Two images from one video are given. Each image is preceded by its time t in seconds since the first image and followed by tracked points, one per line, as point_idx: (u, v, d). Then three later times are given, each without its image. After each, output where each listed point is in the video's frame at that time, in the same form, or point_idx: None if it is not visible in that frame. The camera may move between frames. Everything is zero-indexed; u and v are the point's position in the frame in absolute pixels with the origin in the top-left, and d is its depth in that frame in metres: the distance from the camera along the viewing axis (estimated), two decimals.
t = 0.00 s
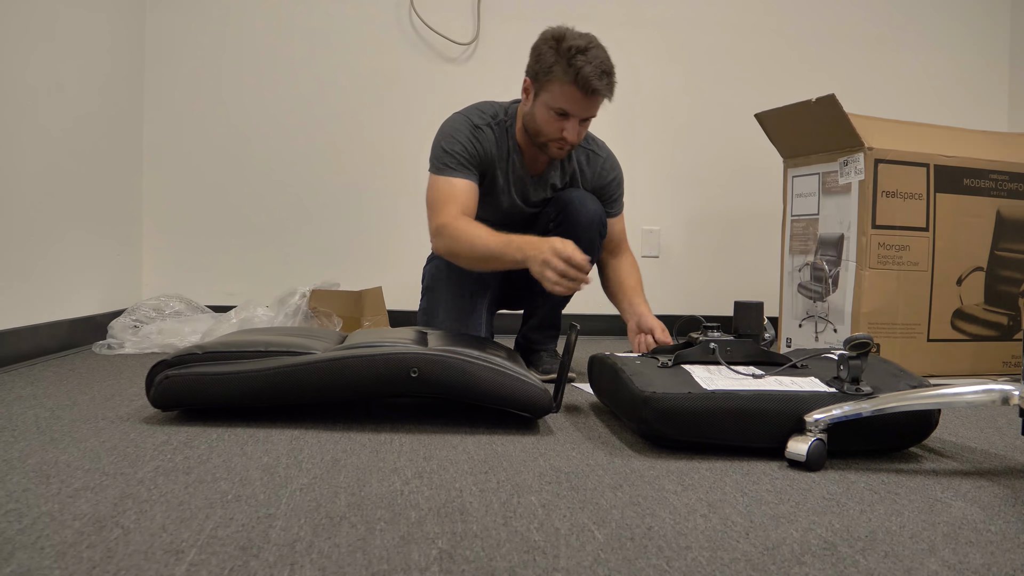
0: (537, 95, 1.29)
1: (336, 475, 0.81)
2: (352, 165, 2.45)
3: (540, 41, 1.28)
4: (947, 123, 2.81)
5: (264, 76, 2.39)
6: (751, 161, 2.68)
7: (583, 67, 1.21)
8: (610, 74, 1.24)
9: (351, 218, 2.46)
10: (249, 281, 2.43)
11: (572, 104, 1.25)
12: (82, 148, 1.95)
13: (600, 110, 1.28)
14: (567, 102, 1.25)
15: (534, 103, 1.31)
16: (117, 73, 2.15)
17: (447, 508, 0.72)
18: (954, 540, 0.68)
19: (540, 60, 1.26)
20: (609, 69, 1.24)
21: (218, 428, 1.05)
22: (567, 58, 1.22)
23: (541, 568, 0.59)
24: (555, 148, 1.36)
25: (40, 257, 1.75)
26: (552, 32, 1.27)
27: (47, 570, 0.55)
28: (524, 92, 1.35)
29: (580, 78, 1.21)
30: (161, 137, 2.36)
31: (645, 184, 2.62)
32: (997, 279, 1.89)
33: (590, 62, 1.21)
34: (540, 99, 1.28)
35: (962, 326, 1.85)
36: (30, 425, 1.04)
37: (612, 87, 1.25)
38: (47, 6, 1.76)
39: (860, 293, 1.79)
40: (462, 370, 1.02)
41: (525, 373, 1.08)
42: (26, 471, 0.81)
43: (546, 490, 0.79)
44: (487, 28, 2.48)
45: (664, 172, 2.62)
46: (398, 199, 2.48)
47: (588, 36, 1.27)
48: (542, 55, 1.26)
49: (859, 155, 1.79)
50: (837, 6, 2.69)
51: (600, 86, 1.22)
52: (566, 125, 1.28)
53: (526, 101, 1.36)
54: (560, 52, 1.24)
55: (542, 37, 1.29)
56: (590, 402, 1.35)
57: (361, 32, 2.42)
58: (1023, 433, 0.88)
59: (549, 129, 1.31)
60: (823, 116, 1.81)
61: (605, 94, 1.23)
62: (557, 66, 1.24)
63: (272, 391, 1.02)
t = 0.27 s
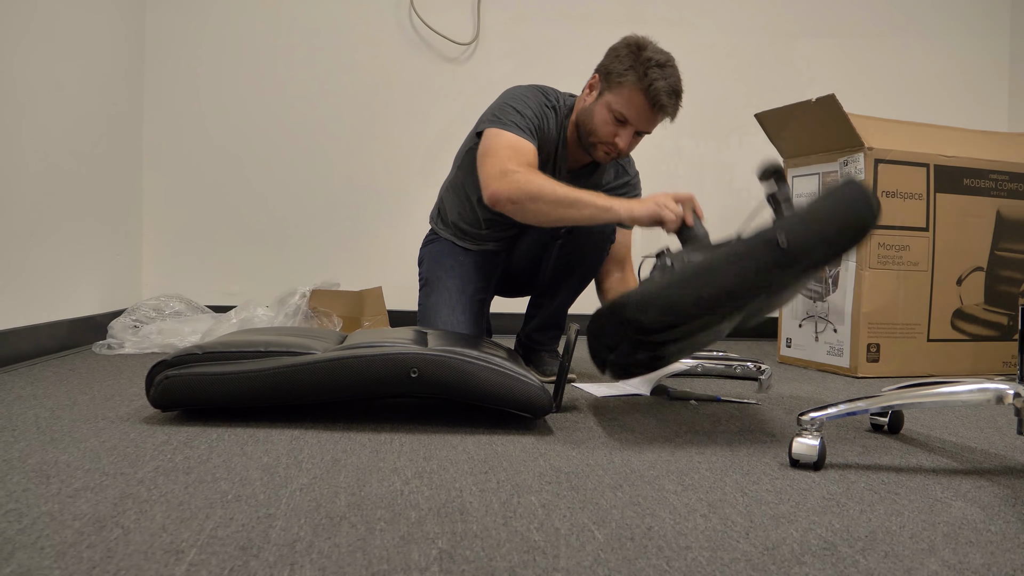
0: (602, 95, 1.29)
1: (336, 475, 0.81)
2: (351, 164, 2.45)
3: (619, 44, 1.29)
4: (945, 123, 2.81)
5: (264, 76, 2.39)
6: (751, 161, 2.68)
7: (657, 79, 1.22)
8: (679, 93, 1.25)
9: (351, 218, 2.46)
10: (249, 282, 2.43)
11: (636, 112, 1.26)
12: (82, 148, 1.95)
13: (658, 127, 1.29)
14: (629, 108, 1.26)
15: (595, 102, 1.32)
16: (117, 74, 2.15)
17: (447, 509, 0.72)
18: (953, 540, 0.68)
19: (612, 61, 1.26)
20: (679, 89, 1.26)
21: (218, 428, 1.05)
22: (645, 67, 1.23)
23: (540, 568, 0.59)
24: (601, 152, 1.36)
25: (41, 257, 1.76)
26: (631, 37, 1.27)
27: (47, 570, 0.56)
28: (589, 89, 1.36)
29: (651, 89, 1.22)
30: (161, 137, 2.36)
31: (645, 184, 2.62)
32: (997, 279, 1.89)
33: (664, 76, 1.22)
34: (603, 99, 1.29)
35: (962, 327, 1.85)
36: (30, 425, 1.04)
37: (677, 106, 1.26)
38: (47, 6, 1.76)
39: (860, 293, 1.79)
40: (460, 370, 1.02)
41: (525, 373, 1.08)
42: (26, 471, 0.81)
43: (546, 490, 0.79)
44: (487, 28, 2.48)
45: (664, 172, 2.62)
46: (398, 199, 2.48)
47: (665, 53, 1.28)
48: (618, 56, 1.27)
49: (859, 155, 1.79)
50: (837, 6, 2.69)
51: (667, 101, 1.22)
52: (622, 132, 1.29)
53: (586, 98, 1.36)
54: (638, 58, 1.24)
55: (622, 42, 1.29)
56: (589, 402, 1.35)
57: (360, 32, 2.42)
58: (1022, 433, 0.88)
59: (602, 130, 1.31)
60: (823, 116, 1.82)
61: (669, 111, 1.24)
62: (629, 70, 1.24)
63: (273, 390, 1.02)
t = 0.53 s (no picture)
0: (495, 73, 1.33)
1: (336, 475, 0.82)
2: (351, 164, 2.45)
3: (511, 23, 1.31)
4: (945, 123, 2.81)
5: (264, 75, 2.39)
6: (751, 162, 2.68)
7: (533, 53, 1.21)
8: (561, 65, 1.24)
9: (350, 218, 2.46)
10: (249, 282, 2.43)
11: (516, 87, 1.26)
12: (82, 148, 1.95)
13: (549, 102, 1.28)
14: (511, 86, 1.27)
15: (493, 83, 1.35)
16: (117, 73, 2.15)
17: (447, 509, 0.72)
18: (954, 540, 0.68)
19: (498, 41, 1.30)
20: (564, 62, 1.25)
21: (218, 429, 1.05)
22: (523, 42, 1.23)
23: (540, 568, 0.59)
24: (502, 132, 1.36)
25: (41, 258, 1.76)
26: (517, 19, 1.28)
27: (46, 570, 0.55)
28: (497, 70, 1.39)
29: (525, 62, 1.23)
30: (161, 137, 2.36)
31: (645, 184, 2.61)
32: (997, 279, 1.89)
33: (541, 50, 1.21)
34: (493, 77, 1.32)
35: (962, 327, 1.85)
36: (29, 425, 1.04)
37: (560, 79, 1.24)
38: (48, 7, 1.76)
39: (860, 293, 1.79)
40: (460, 362, 1.02)
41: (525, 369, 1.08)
42: (25, 471, 0.81)
43: (546, 489, 0.79)
44: (487, 29, 2.48)
45: (664, 172, 2.62)
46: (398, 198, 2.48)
47: (554, 27, 1.28)
48: (503, 34, 1.29)
49: (859, 155, 1.79)
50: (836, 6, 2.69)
51: (538, 72, 1.22)
52: (512, 108, 1.29)
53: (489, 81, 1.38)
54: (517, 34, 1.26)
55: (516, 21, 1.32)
56: (589, 402, 1.35)
57: (361, 32, 2.42)
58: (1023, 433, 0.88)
59: (498, 109, 1.32)
60: (822, 116, 1.82)
61: (541, 81, 1.22)
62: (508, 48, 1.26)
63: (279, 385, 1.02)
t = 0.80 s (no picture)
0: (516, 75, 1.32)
1: (336, 475, 0.82)
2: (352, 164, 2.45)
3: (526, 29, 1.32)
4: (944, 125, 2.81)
5: (264, 76, 2.39)
6: (751, 162, 2.68)
7: (561, 55, 1.24)
8: (587, 69, 1.27)
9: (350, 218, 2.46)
10: (249, 282, 2.43)
11: (546, 85, 1.26)
12: (82, 148, 1.95)
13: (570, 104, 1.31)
14: (541, 86, 1.27)
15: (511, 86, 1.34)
16: (117, 74, 2.15)
17: (447, 509, 0.72)
18: (953, 540, 0.68)
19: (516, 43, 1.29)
20: (588, 65, 1.28)
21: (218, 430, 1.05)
22: (550, 45, 1.25)
23: (540, 568, 0.59)
24: (520, 132, 1.37)
25: (41, 259, 1.76)
26: (537, 20, 1.30)
27: (46, 570, 0.55)
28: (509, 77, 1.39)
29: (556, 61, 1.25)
30: (161, 137, 2.36)
31: (645, 184, 2.61)
32: (997, 279, 1.89)
33: (569, 52, 1.24)
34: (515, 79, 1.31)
35: (962, 327, 1.85)
36: (30, 425, 1.04)
37: (587, 81, 1.28)
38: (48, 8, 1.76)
39: (860, 293, 1.79)
40: (460, 359, 1.02)
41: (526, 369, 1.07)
42: (25, 471, 0.81)
43: (546, 489, 0.79)
44: (487, 29, 2.48)
45: (664, 172, 2.62)
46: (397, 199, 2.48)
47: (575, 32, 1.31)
48: (524, 36, 1.30)
49: (859, 155, 1.79)
50: (836, 6, 2.69)
51: (573, 70, 1.24)
52: (535, 109, 1.30)
53: (505, 82, 1.39)
54: (541, 36, 1.27)
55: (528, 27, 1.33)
56: (589, 402, 1.35)
57: (361, 32, 2.42)
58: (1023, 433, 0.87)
59: (517, 110, 1.33)
60: (822, 116, 1.82)
61: (575, 77, 1.24)
62: (534, 49, 1.27)
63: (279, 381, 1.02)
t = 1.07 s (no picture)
0: (611, 104, 1.34)
1: (336, 475, 0.81)
2: (352, 164, 2.45)
3: (630, 66, 1.36)
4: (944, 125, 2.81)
5: (263, 75, 2.39)
6: (751, 161, 2.68)
7: (665, 109, 1.32)
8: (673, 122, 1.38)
9: (348, 218, 2.46)
10: (248, 281, 2.43)
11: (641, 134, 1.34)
12: (82, 148, 1.95)
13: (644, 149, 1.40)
14: (634, 131, 1.34)
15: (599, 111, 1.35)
16: (117, 74, 2.15)
17: (447, 509, 0.72)
18: (954, 540, 0.68)
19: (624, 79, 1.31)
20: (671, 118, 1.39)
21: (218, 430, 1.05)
22: (656, 96, 1.32)
23: (540, 568, 0.59)
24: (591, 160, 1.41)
25: (41, 259, 1.76)
26: (638, 64, 1.35)
27: (46, 570, 0.56)
28: (588, 98, 1.40)
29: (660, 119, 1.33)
30: (161, 137, 2.36)
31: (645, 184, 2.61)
32: (997, 279, 1.89)
33: (672, 107, 1.33)
34: (611, 106, 1.33)
35: (962, 326, 1.85)
36: (30, 425, 1.04)
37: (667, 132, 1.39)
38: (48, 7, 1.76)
39: (860, 293, 1.79)
40: (457, 374, 1.01)
41: (525, 378, 1.07)
42: (26, 471, 0.81)
43: (546, 490, 0.79)
44: (487, 29, 2.48)
45: (664, 172, 2.62)
46: (397, 199, 2.48)
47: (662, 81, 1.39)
48: (633, 76, 1.33)
49: (859, 155, 1.79)
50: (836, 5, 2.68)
51: (672, 133, 1.34)
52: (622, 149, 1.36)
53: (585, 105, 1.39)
54: (649, 86, 1.33)
55: (630, 64, 1.37)
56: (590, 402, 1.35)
57: (361, 32, 2.42)
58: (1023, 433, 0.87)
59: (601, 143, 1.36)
60: (822, 116, 1.82)
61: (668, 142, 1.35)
62: (642, 96, 1.32)
63: (277, 394, 1.02)
